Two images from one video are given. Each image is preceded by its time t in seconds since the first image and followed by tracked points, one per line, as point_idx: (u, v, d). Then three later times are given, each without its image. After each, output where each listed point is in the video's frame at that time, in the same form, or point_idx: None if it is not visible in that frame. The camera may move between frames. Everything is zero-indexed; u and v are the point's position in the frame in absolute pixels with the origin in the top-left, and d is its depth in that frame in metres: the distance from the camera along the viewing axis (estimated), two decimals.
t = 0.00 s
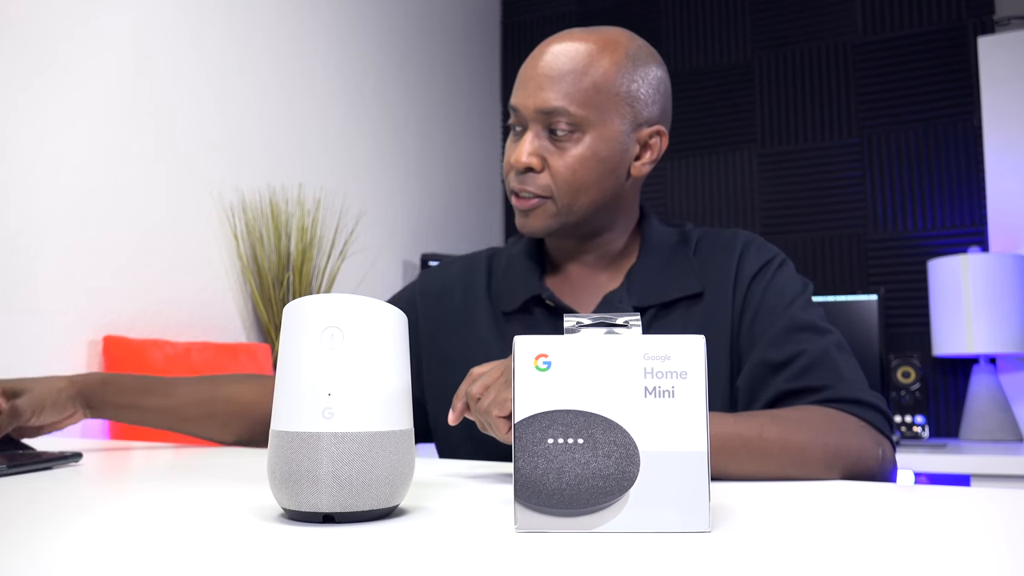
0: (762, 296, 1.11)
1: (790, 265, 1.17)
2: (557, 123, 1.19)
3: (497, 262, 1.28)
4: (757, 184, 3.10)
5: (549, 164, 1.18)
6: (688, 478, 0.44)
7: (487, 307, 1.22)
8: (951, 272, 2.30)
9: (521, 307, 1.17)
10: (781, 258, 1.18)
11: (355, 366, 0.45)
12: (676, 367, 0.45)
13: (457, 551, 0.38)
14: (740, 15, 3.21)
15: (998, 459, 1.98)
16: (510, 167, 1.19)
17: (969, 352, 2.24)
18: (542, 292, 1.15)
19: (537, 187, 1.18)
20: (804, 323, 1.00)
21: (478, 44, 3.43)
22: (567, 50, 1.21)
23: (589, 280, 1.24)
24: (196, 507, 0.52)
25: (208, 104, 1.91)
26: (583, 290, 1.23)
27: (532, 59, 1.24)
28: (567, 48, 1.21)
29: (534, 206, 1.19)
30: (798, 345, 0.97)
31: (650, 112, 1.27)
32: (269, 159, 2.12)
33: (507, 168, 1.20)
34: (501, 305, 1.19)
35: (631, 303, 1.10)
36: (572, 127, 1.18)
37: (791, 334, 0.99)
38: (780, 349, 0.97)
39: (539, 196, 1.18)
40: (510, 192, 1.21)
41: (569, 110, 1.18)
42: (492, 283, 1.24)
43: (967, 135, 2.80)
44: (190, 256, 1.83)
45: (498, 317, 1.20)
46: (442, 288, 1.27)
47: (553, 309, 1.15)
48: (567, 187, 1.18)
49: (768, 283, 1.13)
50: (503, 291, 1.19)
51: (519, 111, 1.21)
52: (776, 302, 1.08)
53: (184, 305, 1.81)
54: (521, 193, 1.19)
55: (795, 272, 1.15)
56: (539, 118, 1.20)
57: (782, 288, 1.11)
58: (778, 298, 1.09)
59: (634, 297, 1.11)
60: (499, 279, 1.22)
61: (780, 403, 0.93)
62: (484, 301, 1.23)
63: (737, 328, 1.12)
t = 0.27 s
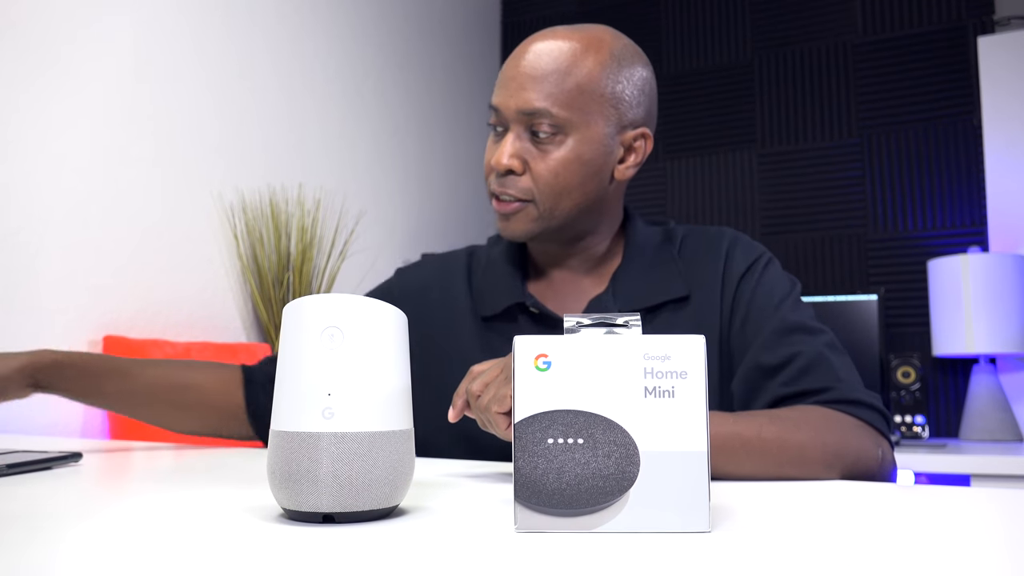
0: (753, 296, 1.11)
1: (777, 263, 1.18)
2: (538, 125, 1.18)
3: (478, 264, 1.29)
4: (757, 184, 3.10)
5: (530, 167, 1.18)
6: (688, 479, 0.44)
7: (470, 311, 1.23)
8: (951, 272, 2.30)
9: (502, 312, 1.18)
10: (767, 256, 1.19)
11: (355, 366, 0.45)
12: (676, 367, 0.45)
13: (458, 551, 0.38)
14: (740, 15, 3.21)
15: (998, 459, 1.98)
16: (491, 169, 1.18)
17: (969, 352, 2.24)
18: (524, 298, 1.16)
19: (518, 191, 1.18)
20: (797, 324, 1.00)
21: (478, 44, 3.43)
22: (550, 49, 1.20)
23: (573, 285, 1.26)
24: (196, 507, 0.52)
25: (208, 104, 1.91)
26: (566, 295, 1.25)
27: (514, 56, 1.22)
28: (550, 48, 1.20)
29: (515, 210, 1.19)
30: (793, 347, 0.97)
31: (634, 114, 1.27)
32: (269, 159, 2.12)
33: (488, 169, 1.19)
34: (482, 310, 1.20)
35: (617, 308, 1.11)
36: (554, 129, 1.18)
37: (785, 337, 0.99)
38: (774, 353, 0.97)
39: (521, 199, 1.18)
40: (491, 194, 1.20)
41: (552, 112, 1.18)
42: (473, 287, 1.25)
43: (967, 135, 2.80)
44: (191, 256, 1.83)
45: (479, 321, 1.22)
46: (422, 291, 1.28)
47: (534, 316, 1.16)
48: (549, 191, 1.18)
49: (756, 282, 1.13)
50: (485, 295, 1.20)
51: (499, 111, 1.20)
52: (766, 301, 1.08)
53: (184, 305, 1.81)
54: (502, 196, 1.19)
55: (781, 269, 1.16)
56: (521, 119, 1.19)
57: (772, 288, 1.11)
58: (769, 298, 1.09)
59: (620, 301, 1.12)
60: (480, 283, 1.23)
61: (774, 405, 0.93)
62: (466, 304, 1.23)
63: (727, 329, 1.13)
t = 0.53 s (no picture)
0: (744, 297, 1.11)
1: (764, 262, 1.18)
2: (524, 121, 1.18)
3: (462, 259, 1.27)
4: (757, 184, 3.10)
5: (516, 164, 1.17)
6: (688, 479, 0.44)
7: (455, 310, 1.22)
8: (951, 272, 2.30)
9: (491, 312, 1.19)
10: (753, 255, 1.19)
11: (355, 366, 0.45)
12: (676, 368, 0.45)
13: (458, 551, 0.38)
14: (740, 15, 3.20)
15: (998, 459, 1.98)
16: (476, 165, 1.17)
17: (969, 352, 2.25)
18: (515, 301, 1.16)
19: (504, 187, 1.17)
20: (788, 324, 1.01)
21: (478, 44, 3.43)
22: (536, 46, 1.20)
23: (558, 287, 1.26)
24: (195, 508, 0.52)
25: (207, 104, 1.91)
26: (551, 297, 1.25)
27: (499, 52, 1.22)
28: (537, 44, 1.21)
29: (500, 207, 1.18)
30: (785, 348, 0.97)
31: (619, 112, 1.28)
32: (268, 159, 2.12)
33: (473, 166, 1.19)
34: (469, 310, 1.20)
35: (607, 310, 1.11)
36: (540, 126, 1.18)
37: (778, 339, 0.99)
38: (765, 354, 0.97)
39: (506, 196, 1.18)
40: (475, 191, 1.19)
41: (538, 108, 1.18)
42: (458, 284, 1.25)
43: (967, 135, 2.80)
44: (190, 256, 1.83)
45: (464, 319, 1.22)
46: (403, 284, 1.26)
47: (523, 319, 1.17)
48: (535, 188, 1.18)
49: (745, 282, 1.13)
50: (472, 295, 1.20)
51: (485, 106, 1.19)
52: (756, 301, 1.09)
53: (184, 305, 1.81)
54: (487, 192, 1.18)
55: (769, 269, 1.16)
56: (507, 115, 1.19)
57: (761, 287, 1.11)
58: (760, 297, 1.09)
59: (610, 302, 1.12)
60: (466, 282, 1.22)
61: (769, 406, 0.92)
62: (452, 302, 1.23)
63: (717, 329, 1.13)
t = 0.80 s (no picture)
0: (741, 297, 1.11)
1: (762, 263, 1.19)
2: (521, 117, 1.18)
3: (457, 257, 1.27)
4: (757, 184, 3.10)
5: (513, 161, 1.17)
6: (688, 479, 0.44)
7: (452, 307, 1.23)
8: (951, 273, 2.30)
9: (487, 309, 1.19)
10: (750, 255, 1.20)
11: (355, 366, 0.45)
12: (676, 367, 0.45)
13: (458, 551, 0.38)
14: (740, 15, 3.20)
15: (998, 459, 1.98)
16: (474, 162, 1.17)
17: (969, 352, 2.24)
18: (513, 297, 1.17)
19: (501, 184, 1.17)
20: (786, 323, 1.01)
21: (478, 44, 3.43)
22: (532, 43, 1.21)
23: (554, 285, 1.25)
24: (194, 508, 0.52)
25: (207, 104, 1.91)
26: (547, 295, 1.24)
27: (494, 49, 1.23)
28: (532, 41, 1.21)
29: (497, 204, 1.18)
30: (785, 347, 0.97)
31: (615, 109, 1.29)
32: (268, 159, 2.12)
33: (470, 162, 1.19)
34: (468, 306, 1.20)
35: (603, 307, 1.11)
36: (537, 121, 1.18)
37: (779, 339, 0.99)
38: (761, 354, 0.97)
39: (503, 193, 1.17)
40: (473, 188, 1.19)
41: (535, 104, 1.18)
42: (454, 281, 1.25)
43: (967, 135, 2.80)
44: (190, 256, 1.83)
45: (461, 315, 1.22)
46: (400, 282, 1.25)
47: (520, 315, 1.18)
48: (532, 185, 1.18)
49: (744, 282, 1.13)
50: (470, 293, 1.21)
51: (481, 102, 1.20)
52: (755, 301, 1.09)
53: (184, 305, 1.81)
54: (484, 189, 1.18)
55: (768, 271, 1.17)
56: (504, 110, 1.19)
57: (761, 287, 1.12)
58: (759, 299, 1.09)
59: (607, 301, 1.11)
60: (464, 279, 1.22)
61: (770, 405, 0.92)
62: (449, 299, 1.23)
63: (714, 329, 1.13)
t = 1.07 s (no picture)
0: (726, 285, 1.12)
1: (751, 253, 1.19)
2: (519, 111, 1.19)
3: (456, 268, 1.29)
4: (757, 184, 3.10)
5: (513, 154, 1.17)
6: (688, 479, 0.44)
7: (446, 313, 1.23)
8: (951, 273, 2.30)
9: (480, 310, 1.19)
10: (739, 245, 1.20)
11: (355, 366, 0.45)
12: (675, 367, 0.45)
13: (458, 551, 0.38)
14: (740, 15, 3.20)
15: (998, 459, 1.98)
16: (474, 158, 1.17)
17: (969, 352, 2.25)
18: (502, 296, 1.17)
19: (502, 177, 1.17)
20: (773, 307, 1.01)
21: (478, 44, 3.43)
22: (525, 41, 1.23)
23: (548, 282, 1.25)
24: (194, 508, 0.52)
25: (208, 104, 1.91)
26: (541, 291, 1.24)
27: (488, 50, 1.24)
28: (525, 39, 1.23)
29: (499, 198, 1.18)
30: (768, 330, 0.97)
31: (607, 104, 1.30)
32: (269, 159, 2.12)
33: (470, 159, 1.19)
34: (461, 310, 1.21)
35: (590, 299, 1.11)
36: (535, 114, 1.19)
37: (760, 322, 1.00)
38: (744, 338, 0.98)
39: (504, 186, 1.17)
40: (473, 184, 1.19)
41: (532, 98, 1.19)
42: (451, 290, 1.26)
43: (967, 135, 2.80)
44: (190, 256, 1.83)
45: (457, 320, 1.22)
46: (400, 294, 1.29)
47: (512, 314, 1.17)
48: (533, 177, 1.18)
49: (733, 270, 1.14)
50: (463, 296, 1.21)
51: (479, 101, 1.21)
52: (742, 288, 1.09)
53: (184, 305, 1.81)
54: (485, 184, 1.18)
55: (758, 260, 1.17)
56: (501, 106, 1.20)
57: (746, 274, 1.12)
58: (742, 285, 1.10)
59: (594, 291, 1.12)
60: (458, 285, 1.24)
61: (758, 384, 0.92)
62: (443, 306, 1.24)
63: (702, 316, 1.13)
